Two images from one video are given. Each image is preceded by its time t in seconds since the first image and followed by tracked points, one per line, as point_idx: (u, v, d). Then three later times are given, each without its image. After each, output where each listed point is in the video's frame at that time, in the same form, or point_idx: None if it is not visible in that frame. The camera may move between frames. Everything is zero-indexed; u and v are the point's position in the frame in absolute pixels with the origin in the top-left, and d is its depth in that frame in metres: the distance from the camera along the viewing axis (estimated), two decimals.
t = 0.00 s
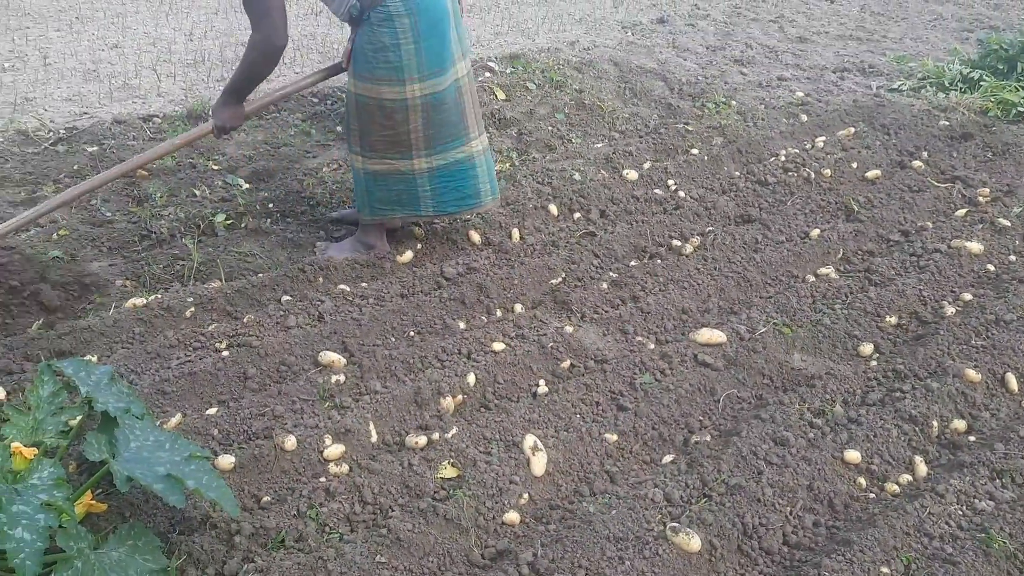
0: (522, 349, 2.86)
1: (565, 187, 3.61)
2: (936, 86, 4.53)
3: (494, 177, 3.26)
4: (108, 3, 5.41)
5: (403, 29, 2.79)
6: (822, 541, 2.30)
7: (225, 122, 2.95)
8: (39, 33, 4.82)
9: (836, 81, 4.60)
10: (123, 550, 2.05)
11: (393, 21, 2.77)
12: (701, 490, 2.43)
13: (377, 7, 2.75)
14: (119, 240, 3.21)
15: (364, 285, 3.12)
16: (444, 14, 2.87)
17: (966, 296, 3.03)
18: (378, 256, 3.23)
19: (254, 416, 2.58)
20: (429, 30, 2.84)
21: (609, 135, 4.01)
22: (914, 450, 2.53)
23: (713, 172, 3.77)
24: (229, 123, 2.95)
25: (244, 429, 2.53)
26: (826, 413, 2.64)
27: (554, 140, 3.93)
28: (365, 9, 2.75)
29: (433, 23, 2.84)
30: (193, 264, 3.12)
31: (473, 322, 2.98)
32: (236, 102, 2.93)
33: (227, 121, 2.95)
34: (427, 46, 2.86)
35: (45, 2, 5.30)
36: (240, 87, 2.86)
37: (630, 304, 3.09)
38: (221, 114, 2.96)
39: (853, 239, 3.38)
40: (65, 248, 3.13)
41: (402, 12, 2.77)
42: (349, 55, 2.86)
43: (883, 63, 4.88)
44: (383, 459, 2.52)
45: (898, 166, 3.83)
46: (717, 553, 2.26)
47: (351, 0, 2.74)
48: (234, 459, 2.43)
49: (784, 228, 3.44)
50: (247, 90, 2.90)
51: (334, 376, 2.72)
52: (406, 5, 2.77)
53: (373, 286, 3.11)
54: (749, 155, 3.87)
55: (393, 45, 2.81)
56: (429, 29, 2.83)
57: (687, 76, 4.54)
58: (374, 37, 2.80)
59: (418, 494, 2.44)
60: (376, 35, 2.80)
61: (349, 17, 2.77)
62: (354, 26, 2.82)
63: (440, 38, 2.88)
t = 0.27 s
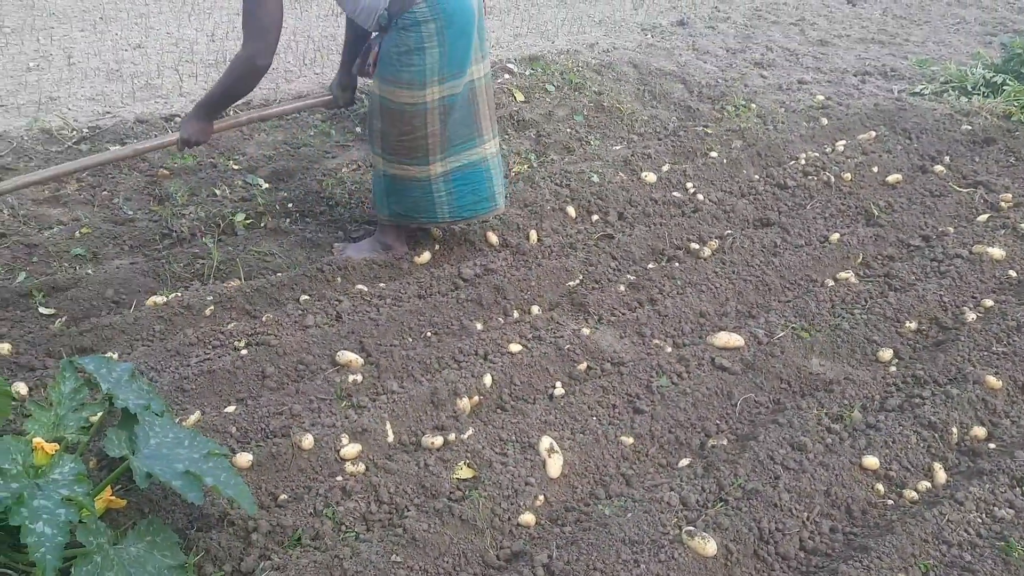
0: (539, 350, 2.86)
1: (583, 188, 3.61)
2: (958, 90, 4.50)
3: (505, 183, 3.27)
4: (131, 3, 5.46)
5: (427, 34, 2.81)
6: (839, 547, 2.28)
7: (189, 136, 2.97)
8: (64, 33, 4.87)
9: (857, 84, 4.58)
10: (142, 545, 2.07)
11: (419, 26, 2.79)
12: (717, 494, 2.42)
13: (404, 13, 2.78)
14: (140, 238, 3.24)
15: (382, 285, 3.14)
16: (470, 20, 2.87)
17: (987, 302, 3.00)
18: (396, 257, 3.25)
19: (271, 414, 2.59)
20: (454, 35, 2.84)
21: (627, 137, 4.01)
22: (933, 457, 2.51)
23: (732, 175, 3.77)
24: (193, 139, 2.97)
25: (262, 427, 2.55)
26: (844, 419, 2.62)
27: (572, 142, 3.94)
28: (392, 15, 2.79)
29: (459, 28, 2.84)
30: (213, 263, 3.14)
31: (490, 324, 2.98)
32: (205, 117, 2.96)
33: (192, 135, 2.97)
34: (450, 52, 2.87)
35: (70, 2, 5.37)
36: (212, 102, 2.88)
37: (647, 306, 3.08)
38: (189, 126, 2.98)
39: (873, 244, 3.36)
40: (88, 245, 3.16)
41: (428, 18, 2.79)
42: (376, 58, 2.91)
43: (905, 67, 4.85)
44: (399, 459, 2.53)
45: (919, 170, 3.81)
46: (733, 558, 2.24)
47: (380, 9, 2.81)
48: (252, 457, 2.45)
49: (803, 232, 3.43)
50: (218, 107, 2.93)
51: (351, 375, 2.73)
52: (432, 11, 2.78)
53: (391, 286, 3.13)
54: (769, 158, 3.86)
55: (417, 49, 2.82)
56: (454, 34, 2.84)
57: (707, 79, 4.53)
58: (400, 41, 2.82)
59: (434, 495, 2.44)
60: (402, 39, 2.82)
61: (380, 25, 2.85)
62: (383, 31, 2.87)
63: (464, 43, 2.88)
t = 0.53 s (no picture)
0: (555, 353, 2.86)
1: (600, 191, 3.62)
2: (981, 94, 4.46)
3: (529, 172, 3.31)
4: (154, 5, 5.52)
5: (452, 36, 2.82)
6: (856, 554, 2.26)
7: (171, 166, 3.00)
8: (87, 35, 4.93)
9: (878, 88, 4.55)
10: (160, 543, 2.08)
11: (445, 29, 2.80)
12: (733, 499, 2.41)
13: (430, 18, 2.79)
14: (160, 238, 3.27)
15: (399, 286, 3.15)
16: (493, 20, 2.89)
17: (1009, 308, 2.97)
18: (413, 259, 3.26)
19: (289, 414, 2.61)
20: (478, 35, 2.87)
21: (645, 140, 4.02)
22: (953, 464, 2.49)
23: (751, 179, 3.78)
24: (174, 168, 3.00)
25: (279, 426, 2.56)
26: (863, 425, 2.60)
27: (590, 144, 3.94)
28: (418, 21, 2.79)
29: (483, 29, 2.86)
30: (232, 263, 3.16)
31: (507, 326, 2.99)
32: (190, 147, 2.98)
33: (174, 164, 2.99)
34: (475, 52, 2.89)
35: (94, 3, 5.43)
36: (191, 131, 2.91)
37: (664, 310, 3.08)
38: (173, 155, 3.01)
39: (892, 249, 3.34)
40: (109, 245, 3.20)
41: (454, 20, 2.81)
42: (399, 65, 2.90)
43: (927, 71, 4.81)
44: (415, 460, 2.53)
45: (941, 175, 3.78)
46: (749, 564, 2.23)
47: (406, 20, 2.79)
48: (269, 456, 2.46)
49: (822, 236, 3.41)
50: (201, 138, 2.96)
51: (368, 376, 2.74)
52: (457, 13, 2.80)
53: (408, 287, 3.14)
54: (788, 161, 3.88)
55: (443, 51, 2.84)
56: (478, 35, 2.86)
57: (726, 82, 4.53)
58: (426, 44, 2.82)
59: (449, 496, 2.44)
60: (428, 44, 2.83)
61: (406, 35, 2.83)
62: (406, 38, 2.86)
63: (488, 42, 2.90)
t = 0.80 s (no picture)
0: (572, 355, 2.86)
1: (619, 194, 3.62)
2: (1005, 98, 4.42)
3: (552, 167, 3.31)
4: (176, 7, 5.57)
5: (469, 38, 2.83)
6: (875, 561, 2.24)
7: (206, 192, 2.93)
8: (111, 36, 4.98)
9: (900, 91, 4.53)
10: (179, 540, 2.09)
11: (462, 32, 2.81)
12: (751, 504, 2.39)
13: (446, 23, 2.80)
14: (181, 239, 3.30)
15: (417, 288, 3.16)
16: (511, 21, 2.89)
17: None
18: (432, 260, 3.27)
19: (307, 414, 2.62)
20: (495, 37, 2.87)
21: (664, 143, 4.02)
22: (974, 472, 2.46)
23: (771, 183, 3.77)
24: (210, 193, 2.93)
25: (298, 426, 2.57)
26: (883, 431, 2.58)
27: (610, 147, 3.95)
28: (436, 26, 2.80)
29: (500, 30, 2.87)
30: (251, 263, 3.19)
31: (524, 328, 2.99)
32: (224, 170, 2.92)
33: (208, 189, 2.92)
34: (493, 54, 2.90)
35: (118, 5, 5.49)
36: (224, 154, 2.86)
37: (683, 313, 3.07)
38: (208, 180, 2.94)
39: (914, 254, 3.32)
40: (131, 245, 3.23)
41: (470, 23, 2.81)
42: (417, 67, 2.91)
43: (950, 74, 4.77)
44: (432, 461, 2.54)
45: (963, 180, 3.76)
46: (766, 569, 2.22)
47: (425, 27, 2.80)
48: (287, 455, 2.46)
49: (843, 240, 3.40)
50: (236, 159, 2.90)
51: (386, 377, 2.75)
52: (474, 16, 2.81)
53: (426, 289, 3.14)
54: (808, 165, 3.87)
55: (460, 54, 2.84)
56: (495, 38, 2.86)
57: (746, 85, 4.53)
58: (443, 46, 2.84)
59: (466, 498, 2.45)
60: (445, 47, 2.84)
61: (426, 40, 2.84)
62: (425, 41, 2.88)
63: (505, 43, 2.90)
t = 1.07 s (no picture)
0: (591, 357, 2.86)
1: (638, 196, 3.63)
2: None
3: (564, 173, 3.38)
4: (199, 8, 5.62)
5: (494, 37, 2.83)
6: (895, 567, 2.22)
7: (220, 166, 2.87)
8: (134, 37, 5.03)
9: (923, 94, 4.51)
10: (198, 537, 2.09)
11: (486, 29, 2.81)
12: (770, 508, 2.38)
13: (472, 19, 2.79)
14: (202, 238, 3.32)
15: (435, 288, 3.17)
16: (535, 22, 2.90)
17: None
18: (450, 261, 3.28)
19: (326, 413, 2.63)
20: (519, 37, 2.88)
21: (684, 145, 4.03)
22: (996, 478, 2.44)
23: (791, 186, 3.77)
24: (226, 168, 2.87)
25: (316, 425, 2.58)
26: (903, 436, 2.56)
27: (629, 149, 3.96)
28: (460, 22, 2.80)
29: (525, 31, 2.87)
30: (271, 262, 3.21)
31: (542, 330, 3.00)
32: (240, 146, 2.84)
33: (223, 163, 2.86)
34: (516, 53, 2.90)
35: (142, 6, 5.55)
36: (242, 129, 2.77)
37: (702, 316, 3.07)
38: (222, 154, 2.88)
39: (936, 258, 3.30)
40: (153, 244, 3.26)
41: (495, 21, 2.81)
42: (441, 64, 2.90)
43: (973, 77, 4.74)
44: (450, 462, 2.54)
45: (986, 184, 3.73)
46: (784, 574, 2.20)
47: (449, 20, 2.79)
48: (305, 454, 2.47)
49: (863, 244, 3.39)
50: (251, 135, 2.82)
51: (404, 377, 2.76)
52: (499, 14, 2.81)
53: (444, 290, 3.15)
54: (829, 168, 3.87)
55: (485, 51, 2.84)
56: (519, 37, 2.87)
57: (767, 88, 4.54)
58: (468, 43, 2.83)
59: (483, 498, 2.45)
60: (470, 44, 2.83)
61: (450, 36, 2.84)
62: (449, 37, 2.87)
63: (529, 44, 2.91)
